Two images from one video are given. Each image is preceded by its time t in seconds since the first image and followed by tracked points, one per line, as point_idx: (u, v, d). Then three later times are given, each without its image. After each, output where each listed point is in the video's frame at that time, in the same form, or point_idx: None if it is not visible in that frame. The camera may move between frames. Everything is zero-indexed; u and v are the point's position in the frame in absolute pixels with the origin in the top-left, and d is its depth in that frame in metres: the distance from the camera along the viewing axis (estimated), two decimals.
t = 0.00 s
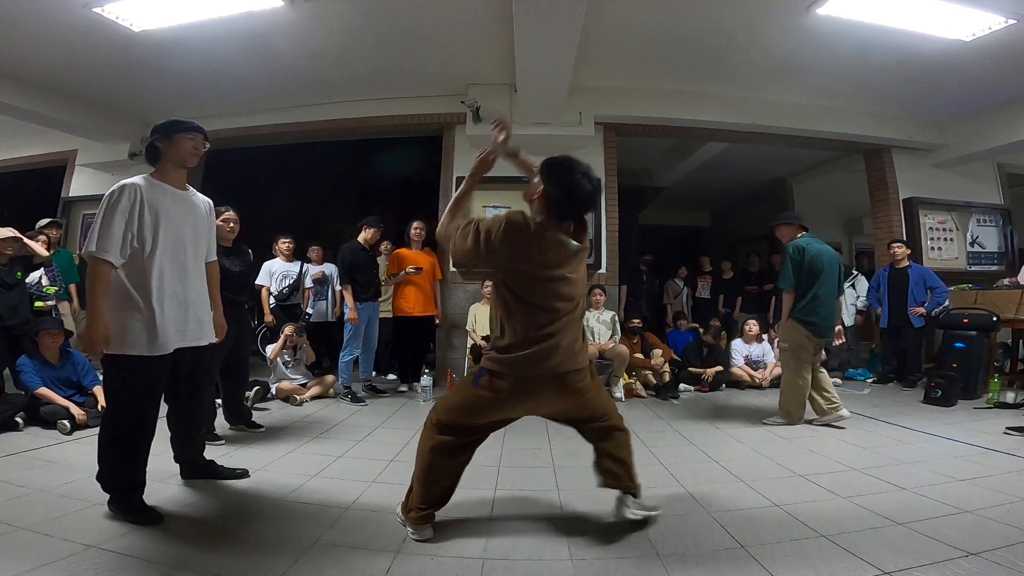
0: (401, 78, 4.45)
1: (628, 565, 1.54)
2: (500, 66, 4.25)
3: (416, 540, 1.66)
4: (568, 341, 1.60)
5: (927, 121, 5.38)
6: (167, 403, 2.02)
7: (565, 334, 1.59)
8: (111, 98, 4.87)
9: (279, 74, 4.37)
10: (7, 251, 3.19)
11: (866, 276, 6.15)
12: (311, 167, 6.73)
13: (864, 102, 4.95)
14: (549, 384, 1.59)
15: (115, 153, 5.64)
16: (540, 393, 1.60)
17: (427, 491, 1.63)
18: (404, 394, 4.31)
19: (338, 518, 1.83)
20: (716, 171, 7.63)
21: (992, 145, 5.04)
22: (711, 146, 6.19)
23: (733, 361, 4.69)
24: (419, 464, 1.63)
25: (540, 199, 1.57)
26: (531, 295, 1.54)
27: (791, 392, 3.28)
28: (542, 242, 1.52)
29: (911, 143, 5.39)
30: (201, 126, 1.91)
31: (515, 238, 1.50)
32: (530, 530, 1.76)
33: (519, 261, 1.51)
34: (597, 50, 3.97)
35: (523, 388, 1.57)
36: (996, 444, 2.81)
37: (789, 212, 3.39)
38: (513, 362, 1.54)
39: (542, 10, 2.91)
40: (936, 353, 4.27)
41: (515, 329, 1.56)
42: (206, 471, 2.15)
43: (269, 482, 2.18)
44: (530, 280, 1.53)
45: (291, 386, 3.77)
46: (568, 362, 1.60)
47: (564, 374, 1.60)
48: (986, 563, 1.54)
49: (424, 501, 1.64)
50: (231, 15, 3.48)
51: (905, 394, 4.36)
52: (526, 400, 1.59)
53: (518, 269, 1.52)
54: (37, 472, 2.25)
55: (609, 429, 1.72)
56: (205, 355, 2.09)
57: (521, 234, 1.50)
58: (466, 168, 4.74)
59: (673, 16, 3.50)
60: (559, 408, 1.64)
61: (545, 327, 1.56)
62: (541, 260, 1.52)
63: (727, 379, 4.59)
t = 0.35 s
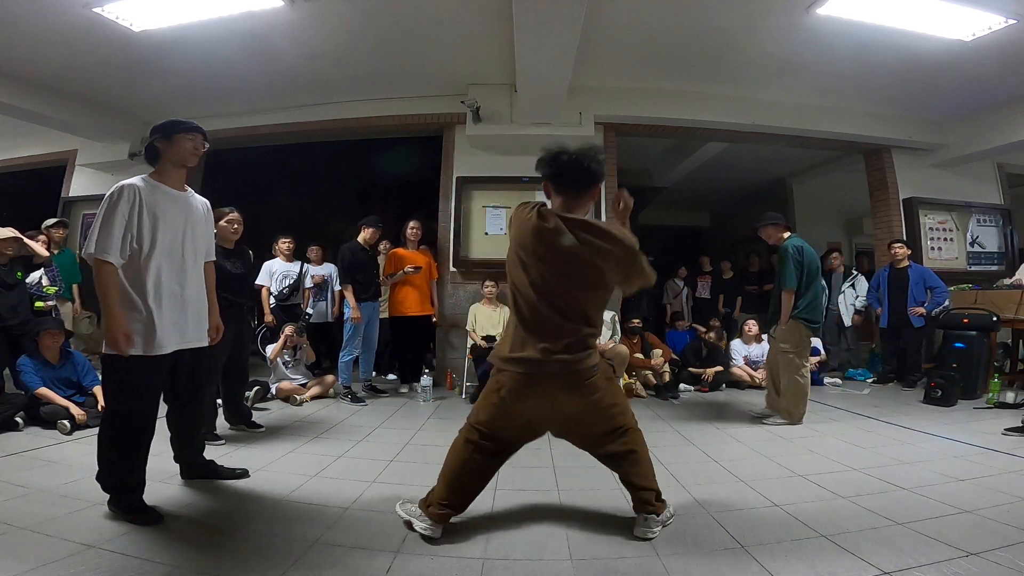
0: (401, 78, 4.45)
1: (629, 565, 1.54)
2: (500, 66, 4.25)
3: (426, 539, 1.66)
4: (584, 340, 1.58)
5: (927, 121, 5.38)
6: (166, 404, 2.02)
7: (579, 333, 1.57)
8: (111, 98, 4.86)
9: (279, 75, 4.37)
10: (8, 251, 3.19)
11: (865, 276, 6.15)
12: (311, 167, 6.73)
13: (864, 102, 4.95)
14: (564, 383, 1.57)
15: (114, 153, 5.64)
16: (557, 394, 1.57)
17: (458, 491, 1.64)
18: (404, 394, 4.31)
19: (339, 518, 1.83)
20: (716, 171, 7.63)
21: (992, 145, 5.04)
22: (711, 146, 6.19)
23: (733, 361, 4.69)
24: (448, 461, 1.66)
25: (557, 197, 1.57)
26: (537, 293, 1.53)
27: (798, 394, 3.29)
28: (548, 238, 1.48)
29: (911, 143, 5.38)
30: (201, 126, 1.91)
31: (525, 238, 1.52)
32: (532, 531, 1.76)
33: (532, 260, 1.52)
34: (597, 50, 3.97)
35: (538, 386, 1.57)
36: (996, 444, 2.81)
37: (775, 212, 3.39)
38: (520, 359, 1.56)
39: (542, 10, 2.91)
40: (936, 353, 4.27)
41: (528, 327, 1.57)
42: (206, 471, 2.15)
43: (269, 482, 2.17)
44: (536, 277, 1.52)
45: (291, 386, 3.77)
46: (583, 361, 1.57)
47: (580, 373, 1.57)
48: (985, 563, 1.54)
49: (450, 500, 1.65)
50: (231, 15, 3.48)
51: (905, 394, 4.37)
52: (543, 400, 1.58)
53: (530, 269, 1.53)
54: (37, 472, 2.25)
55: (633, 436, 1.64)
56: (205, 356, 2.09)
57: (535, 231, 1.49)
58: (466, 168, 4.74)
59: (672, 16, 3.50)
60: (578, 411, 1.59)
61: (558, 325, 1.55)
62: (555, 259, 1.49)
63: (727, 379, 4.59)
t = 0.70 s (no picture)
0: (401, 78, 4.45)
1: (628, 565, 1.54)
2: (500, 66, 4.25)
3: (410, 539, 1.65)
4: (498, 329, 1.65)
5: (927, 121, 5.38)
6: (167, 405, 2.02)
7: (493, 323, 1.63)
8: (111, 98, 4.86)
9: (279, 75, 4.37)
10: (8, 251, 3.19)
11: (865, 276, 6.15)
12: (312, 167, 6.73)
13: (864, 102, 4.95)
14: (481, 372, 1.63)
15: (115, 153, 5.64)
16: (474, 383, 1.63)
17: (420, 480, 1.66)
18: (404, 394, 4.31)
19: (339, 517, 1.84)
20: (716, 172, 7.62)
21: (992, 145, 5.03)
22: (711, 146, 6.19)
23: (733, 361, 4.68)
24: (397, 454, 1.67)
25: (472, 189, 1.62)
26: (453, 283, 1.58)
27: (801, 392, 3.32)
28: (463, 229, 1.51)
29: (911, 143, 5.38)
30: (202, 127, 1.91)
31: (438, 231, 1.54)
32: (530, 530, 1.76)
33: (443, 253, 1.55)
34: (597, 50, 3.97)
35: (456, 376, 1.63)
36: (996, 444, 2.81)
37: (766, 212, 3.38)
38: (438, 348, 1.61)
39: (542, 10, 2.92)
40: (936, 353, 4.27)
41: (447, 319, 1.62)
42: (206, 471, 2.15)
43: (269, 483, 2.17)
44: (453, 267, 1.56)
45: (292, 386, 3.78)
46: (498, 349, 1.64)
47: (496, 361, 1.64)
48: (985, 563, 1.54)
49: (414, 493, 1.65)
50: (231, 15, 3.47)
51: (905, 394, 4.36)
52: (463, 390, 1.63)
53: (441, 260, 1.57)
54: (37, 472, 2.25)
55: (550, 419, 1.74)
56: (205, 356, 2.09)
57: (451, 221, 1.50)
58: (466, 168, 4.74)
59: (672, 16, 3.50)
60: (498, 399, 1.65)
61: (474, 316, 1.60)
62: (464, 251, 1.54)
63: (727, 379, 4.59)
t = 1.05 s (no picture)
0: (401, 78, 4.45)
1: (628, 565, 1.54)
2: (500, 66, 4.25)
3: (418, 537, 1.65)
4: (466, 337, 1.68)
5: (927, 121, 5.37)
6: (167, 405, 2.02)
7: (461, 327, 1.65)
8: (111, 98, 4.86)
9: (279, 75, 4.37)
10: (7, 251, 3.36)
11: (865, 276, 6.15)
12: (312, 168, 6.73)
13: (865, 102, 4.95)
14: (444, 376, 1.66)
15: (115, 154, 5.64)
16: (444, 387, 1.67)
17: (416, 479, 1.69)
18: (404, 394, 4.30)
19: (339, 517, 1.83)
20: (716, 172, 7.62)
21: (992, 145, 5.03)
22: (711, 146, 6.19)
23: (733, 361, 4.68)
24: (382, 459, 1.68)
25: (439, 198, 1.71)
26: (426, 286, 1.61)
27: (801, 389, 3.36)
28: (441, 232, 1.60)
29: (911, 143, 5.38)
30: (205, 127, 1.92)
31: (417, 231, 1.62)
32: (528, 530, 1.77)
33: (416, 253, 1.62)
34: (597, 50, 3.97)
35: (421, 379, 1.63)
36: (996, 444, 2.81)
37: (756, 213, 3.38)
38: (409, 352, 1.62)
39: (541, 10, 2.92)
40: (936, 353, 4.27)
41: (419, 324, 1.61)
42: (207, 471, 2.15)
43: (269, 483, 2.17)
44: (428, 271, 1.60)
45: (292, 386, 3.78)
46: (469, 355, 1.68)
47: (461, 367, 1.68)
48: (985, 563, 1.54)
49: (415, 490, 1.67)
50: (231, 15, 3.47)
51: (905, 394, 4.36)
52: (435, 392, 1.66)
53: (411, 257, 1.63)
54: (37, 472, 2.25)
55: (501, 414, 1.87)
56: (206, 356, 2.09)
57: (422, 223, 1.60)
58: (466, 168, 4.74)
59: (672, 16, 3.50)
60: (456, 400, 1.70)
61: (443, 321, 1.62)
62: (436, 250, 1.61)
63: (727, 379, 4.59)
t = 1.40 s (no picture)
0: (401, 78, 4.45)
1: (627, 565, 1.54)
2: (499, 66, 4.25)
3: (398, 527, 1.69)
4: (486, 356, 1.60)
5: (927, 121, 5.37)
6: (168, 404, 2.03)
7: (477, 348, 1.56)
8: (111, 98, 4.87)
9: (279, 75, 4.38)
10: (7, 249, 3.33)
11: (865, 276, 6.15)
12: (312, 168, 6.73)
13: (864, 102, 4.95)
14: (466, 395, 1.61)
15: (115, 154, 5.64)
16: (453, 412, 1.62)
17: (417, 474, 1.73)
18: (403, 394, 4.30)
19: (339, 517, 1.84)
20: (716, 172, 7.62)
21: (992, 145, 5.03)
22: (711, 146, 6.19)
23: (733, 361, 4.68)
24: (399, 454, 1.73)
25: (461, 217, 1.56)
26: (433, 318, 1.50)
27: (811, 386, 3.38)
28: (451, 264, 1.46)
29: (911, 143, 5.38)
30: (208, 127, 1.92)
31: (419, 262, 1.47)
32: (529, 530, 1.77)
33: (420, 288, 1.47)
34: (596, 50, 3.98)
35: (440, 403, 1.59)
36: (996, 444, 2.81)
37: (758, 214, 3.39)
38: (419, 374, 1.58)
39: (541, 10, 2.92)
40: (936, 353, 4.27)
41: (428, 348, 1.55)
42: (207, 471, 2.15)
43: (269, 482, 2.17)
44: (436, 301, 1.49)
45: (292, 386, 3.78)
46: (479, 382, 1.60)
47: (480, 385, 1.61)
48: (986, 563, 1.54)
49: (414, 484, 1.72)
50: (231, 15, 3.48)
51: (905, 394, 4.36)
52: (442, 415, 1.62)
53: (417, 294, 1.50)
54: (38, 471, 2.25)
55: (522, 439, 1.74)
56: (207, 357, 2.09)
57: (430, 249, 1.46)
58: (466, 168, 4.74)
59: (672, 16, 3.50)
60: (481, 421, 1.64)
61: (462, 345, 1.52)
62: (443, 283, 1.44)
63: (727, 379, 4.59)
